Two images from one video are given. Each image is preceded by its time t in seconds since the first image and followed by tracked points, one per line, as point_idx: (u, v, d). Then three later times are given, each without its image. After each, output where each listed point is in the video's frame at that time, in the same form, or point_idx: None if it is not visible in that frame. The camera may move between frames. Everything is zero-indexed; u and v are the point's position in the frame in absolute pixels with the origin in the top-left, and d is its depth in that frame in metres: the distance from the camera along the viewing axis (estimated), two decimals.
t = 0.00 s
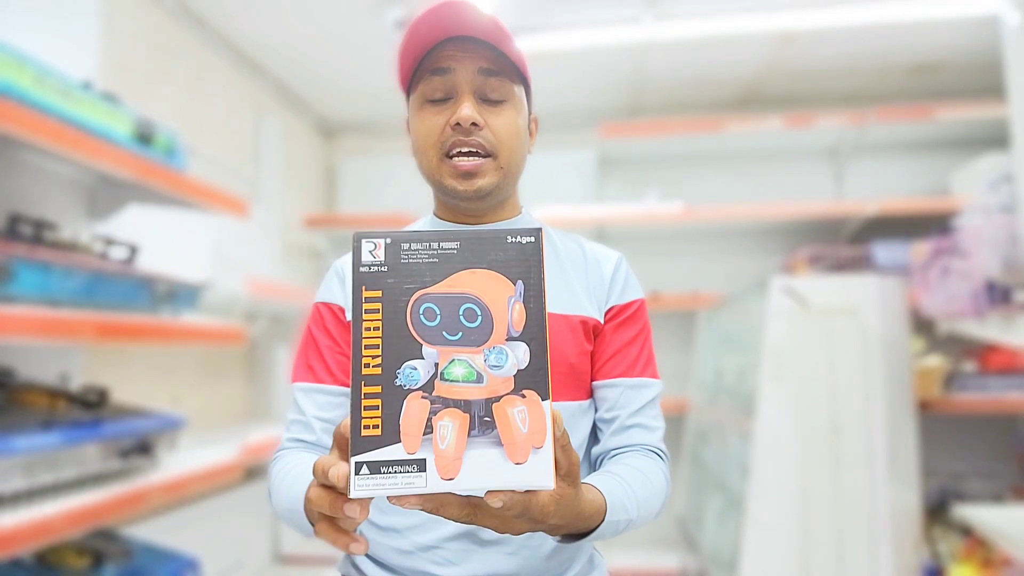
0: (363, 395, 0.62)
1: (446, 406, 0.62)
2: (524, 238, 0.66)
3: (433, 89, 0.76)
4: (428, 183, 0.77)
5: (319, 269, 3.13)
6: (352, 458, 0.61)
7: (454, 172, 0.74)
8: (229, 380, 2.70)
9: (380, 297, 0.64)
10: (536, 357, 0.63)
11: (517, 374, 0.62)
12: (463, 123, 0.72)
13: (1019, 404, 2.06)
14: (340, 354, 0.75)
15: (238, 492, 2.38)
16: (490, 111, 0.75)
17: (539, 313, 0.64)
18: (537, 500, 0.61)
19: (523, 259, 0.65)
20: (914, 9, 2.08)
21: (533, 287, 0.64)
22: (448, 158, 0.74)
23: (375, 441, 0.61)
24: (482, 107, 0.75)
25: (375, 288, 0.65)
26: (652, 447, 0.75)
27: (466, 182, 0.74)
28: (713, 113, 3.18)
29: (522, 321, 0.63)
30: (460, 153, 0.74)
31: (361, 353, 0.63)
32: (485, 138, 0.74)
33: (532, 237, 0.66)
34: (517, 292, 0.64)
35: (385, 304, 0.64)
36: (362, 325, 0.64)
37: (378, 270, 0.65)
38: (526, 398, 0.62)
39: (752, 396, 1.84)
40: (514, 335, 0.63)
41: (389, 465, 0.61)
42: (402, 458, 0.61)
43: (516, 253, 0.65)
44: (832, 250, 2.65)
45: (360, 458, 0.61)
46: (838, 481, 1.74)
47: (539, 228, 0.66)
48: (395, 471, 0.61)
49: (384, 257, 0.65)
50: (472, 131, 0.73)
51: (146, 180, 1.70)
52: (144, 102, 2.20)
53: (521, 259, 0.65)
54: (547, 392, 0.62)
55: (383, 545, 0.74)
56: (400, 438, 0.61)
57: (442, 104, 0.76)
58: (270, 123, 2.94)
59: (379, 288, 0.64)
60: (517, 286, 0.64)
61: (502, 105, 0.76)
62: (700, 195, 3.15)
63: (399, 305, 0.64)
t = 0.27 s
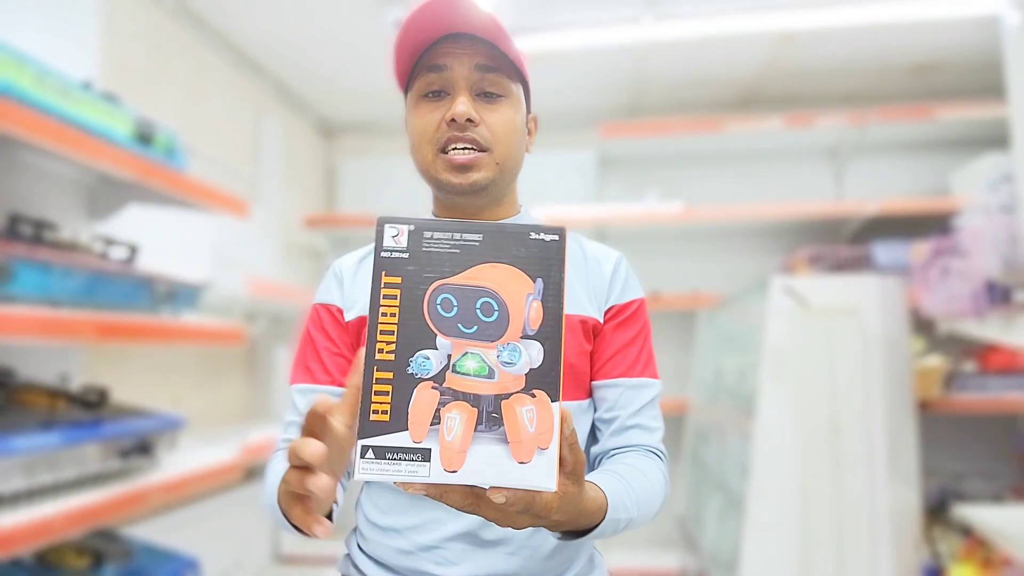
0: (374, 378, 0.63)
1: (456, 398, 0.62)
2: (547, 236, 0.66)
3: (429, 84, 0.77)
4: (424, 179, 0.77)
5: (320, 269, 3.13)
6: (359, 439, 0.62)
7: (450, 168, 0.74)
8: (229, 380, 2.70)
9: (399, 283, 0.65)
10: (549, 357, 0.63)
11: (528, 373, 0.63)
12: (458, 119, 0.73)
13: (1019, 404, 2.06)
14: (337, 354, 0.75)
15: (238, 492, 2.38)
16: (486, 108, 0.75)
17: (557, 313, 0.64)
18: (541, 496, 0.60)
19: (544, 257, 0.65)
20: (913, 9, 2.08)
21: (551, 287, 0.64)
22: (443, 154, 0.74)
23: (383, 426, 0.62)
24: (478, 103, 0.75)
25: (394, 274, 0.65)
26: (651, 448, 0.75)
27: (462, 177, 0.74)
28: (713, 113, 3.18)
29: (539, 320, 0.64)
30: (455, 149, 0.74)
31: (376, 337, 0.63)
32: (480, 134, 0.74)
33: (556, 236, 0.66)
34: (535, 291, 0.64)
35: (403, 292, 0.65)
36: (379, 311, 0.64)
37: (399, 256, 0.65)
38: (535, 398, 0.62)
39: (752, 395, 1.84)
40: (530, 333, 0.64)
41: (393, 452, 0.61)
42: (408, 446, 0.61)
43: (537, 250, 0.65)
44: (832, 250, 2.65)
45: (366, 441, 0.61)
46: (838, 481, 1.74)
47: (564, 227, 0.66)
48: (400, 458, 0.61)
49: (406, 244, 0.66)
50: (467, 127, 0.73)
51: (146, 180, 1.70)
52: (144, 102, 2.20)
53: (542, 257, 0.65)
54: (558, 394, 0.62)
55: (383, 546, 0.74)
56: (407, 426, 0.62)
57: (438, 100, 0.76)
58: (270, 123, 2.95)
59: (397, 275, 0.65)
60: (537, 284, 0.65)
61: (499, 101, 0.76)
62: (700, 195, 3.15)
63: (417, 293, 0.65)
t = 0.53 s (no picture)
0: (387, 387, 0.63)
1: (469, 409, 0.63)
2: (565, 246, 0.66)
3: (428, 86, 0.77)
4: (424, 180, 0.77)
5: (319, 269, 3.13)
6: (370, 448, 0.62)
7: (450, 170, 0.74)
8: (229, 380, 2.70)
9: (413, 290, 0.65)
10: (563, 370, 0.63)
11: (542, 386, 0.63)
12: (458, 121, 0.72)
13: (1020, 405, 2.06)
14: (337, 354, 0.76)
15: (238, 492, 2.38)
16: (486, 109, 0.75)
17: (572, 325, 0.64)
18: (550, 507, 0.61)
19: (560, 267, 0.65)
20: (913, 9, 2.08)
21: (567, 298, 0.65)
22: (444, 156, 0.74)
23: (395, 435, 0.62)
24: (478, 105, 0.75)
25: (409, 280, 0.65)
26: (651, 447, 0.75)
27: (461, 178, 0.74)
28: (713, 113, 3.18)
29: (554, 331, 0.64)
30: (455, 151, 0.74)
31: (389, 345, 0.64)
32: (481, 136, 0.74)
33: (573, 246, 0.66)
34: (551, 301, 0.65)
35: (416, 299, 0.65)
36: (393, 317, 0.64)
37: (413, 262, 0.65)
38: (549, 410, 0.62)
39: (752, 396, 1.84)
40: (544, 344, 0.64)
41: (405, 462, 0.62)
42: (419, 456, 0.62)
43: (554, 259, 0.65)
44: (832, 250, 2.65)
45: (377, 451, 0.62)
46: (838, 482, 1.74)
47: (581, 238, 0.66)
48: (412, 468, 0.61)
49: (421, 250, 0.65)
50: (467, 129, 0.73)
51: (146, 180, 1.70)
52: (143, 102, 2.19)
53: (558, 267, 0.65)
54: (572, 408, 0.62)
55: (383, 546, 0.74)
56: (420, 436, 0.62)
57: (437, 102, 0.76)
58: (270, 123, 2.95)
59: (411, 282, 0.65)
60: (553, 294, 0.65)
61: (498, 102, 0.76)
62: (700, 195, 3.15)
63: (432, 301, 0.65)
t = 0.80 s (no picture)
0: (385, 381, 0.63)
1: (468, 402, 0.63)
2: (561, 239, 0.66)
3: (431, 87, 0.77)
4: (426, 181, 0.78)
5: (319, 269, 3.13)
6: (370, 443, 0.62)
7: (452, 172, 0.74)
8: (229, 380, 2.70)
9: (411, 285, 0.65)
10: (561, 362, 0.63)
11: (540, 377, 0.63)
12: (461, 124, 0.73)
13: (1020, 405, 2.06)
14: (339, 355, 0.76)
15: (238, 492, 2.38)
16: (488, 111, 0.75)
17: (570, 318, 0.64)
18: (550, 499, 0.61)
19: (557, 260, 0.65)
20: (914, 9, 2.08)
21: (564, 291, 0.65)
22: (446, 158, 0.74)
23: (395, 430, 0.62)
24: (480, 107, 0.75)
25: (406, 275, 0.65)
26: (651, 447, 0.75)
27: (463, 181, 0.74)
28: (713, 113, 3.18)
29: (552, 324, 0.64)
30: (458, 153, 0.74)
31: (387, 339, 0.64)
32: (483, 138, 0.74)
33: (570, 240, 0.66)
34: (549, 294, 0.65)
35: (414, 294, 0.65)
36: (390, 312, 0.64)
37: (411, 257, 0.65)
38: (548, 402, 0.63)
39: (752, 395, 1.85)
40: (542, 337, 0.64)
41: (404, 456, 0.62)
42: (419, 449, 0.62)
43: (551, 253, 0.65)
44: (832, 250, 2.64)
45: (377, 445, 0.62)
46: (838, 482, 1.74)
47: (578, 231, 0.66)
48: (411, 462, 0.62)
49: (418, 245, 0.65)
50: (469, 132, 0.73)
51: (146, 180, 1.70)
52: (143, 102, 2.20)
53: (555, 260, 0.65)
54: (570, 399, 0.63)
55: (384, 546, 0.74)
56: (419, 430, 0.62)
57: (440, 103, 0.76)
58: (270, 123, 2.95)
59: (409, 277, 0.65)
60: (550, 287, 0.65)
61: (500, 104, 0.76)
62: (700, 195, 3.15)
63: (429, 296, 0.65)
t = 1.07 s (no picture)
0: (376, 384, 0.63)
1: (458, 404, 0.63)
2: (551, 240, 0.66)
3: (433, 90, 0.76)
4: (428, 184, 0.78)
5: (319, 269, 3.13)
6: (361, 445, 0.62)
7: (454, 177, 0.75)
8: (229, 380, 2.70)
9: (401, 288, 0.65)
10: (551, 364, 0.63)
11: (531, 379, 0.63)
12: (463, 129, 0.73)
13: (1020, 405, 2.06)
14: (342, 350, 0.75)
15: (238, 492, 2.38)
16: (491, 116, 0.75)
17: (559, 319, 0.64)
18: (543, 500, 0.61)
19: (547, 261, 0.65)
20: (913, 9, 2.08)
21: (554, 291, 0.65)
22: (448, 162, 0.75)
23: (385, 432, 0.62)
24: (483, 111, 0.76)
25: (396, 278, 0.65)
26: (651, 447, 0.75)
27: (465, 186, 0.75)
28: (713, 113, 3.18)
29: (541, 325, 0.64)
30: (460, 158, 0.75)
31: (378, 343, 0.64)
32: (485, 144, 0.74)
33: (559, 240, 0.66)
34: (538, 295, 0.64)
35: (404, 296, 0.65)
36: (380, 315, 0.64)
37: (400, 260, 0.65)
38: (538, 404, 0.62)
39: (752, 396, 1.85)
40: (532, 338, 0.64)
41: (395, 457, 0.62)
42: (409, 452, 0.62)
43: (541, 254, 0.65)
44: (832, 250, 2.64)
45: (367, 447, 0.62)
46: (838, 482, 1.74)
47: (567, 232, 0.66)
48: (401, 464, 0.62)
49: (407, 248, 0.65)
50: (472, 137, 0.74)
51: (146, 180, 1.70)
52: (144, 102, 2.20)
53: (545, 261, 0.65)
54: (560, 400, 0.63)
55: (384, 545, 0.74)
56: (409, 432, 0.62)
57: (442, 107, 0.76)
58: (270, 123, 2.95)
59: (399, 279, 0.65)
60: (539, 288, 0.65)
61: (503, 109, 0.76)
62: (700, 195, 3.15)
63: (419, 298, 0.65)
